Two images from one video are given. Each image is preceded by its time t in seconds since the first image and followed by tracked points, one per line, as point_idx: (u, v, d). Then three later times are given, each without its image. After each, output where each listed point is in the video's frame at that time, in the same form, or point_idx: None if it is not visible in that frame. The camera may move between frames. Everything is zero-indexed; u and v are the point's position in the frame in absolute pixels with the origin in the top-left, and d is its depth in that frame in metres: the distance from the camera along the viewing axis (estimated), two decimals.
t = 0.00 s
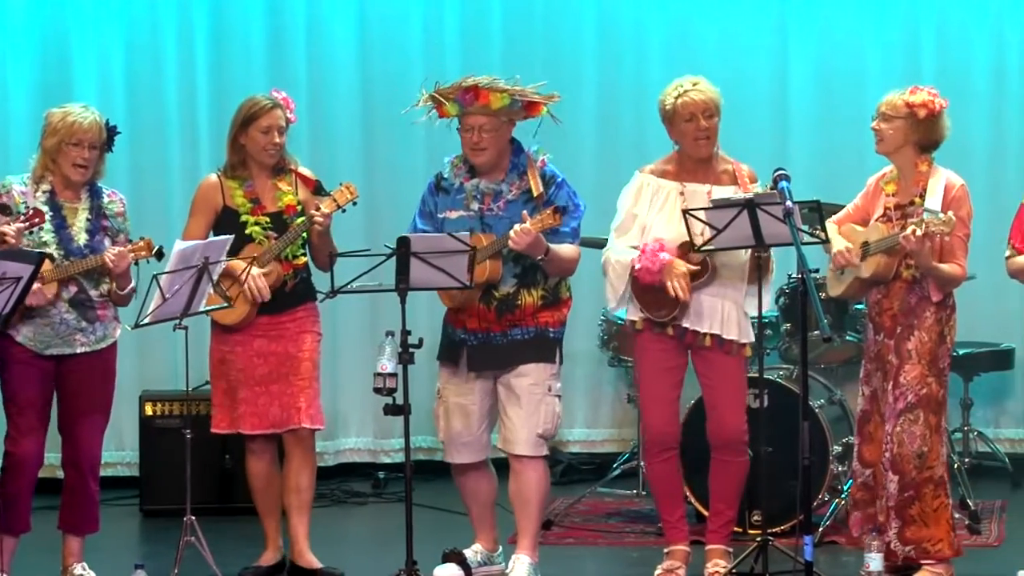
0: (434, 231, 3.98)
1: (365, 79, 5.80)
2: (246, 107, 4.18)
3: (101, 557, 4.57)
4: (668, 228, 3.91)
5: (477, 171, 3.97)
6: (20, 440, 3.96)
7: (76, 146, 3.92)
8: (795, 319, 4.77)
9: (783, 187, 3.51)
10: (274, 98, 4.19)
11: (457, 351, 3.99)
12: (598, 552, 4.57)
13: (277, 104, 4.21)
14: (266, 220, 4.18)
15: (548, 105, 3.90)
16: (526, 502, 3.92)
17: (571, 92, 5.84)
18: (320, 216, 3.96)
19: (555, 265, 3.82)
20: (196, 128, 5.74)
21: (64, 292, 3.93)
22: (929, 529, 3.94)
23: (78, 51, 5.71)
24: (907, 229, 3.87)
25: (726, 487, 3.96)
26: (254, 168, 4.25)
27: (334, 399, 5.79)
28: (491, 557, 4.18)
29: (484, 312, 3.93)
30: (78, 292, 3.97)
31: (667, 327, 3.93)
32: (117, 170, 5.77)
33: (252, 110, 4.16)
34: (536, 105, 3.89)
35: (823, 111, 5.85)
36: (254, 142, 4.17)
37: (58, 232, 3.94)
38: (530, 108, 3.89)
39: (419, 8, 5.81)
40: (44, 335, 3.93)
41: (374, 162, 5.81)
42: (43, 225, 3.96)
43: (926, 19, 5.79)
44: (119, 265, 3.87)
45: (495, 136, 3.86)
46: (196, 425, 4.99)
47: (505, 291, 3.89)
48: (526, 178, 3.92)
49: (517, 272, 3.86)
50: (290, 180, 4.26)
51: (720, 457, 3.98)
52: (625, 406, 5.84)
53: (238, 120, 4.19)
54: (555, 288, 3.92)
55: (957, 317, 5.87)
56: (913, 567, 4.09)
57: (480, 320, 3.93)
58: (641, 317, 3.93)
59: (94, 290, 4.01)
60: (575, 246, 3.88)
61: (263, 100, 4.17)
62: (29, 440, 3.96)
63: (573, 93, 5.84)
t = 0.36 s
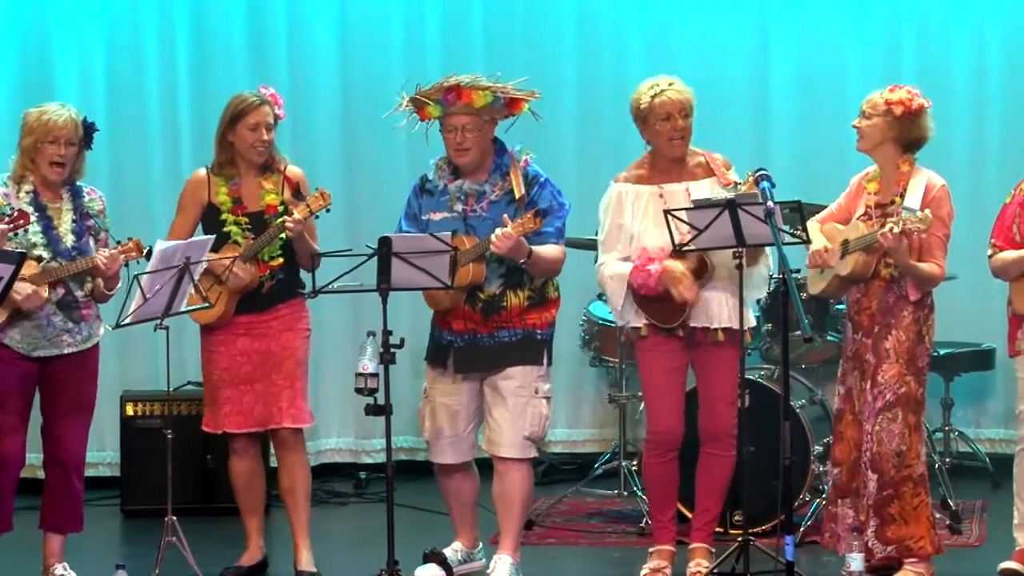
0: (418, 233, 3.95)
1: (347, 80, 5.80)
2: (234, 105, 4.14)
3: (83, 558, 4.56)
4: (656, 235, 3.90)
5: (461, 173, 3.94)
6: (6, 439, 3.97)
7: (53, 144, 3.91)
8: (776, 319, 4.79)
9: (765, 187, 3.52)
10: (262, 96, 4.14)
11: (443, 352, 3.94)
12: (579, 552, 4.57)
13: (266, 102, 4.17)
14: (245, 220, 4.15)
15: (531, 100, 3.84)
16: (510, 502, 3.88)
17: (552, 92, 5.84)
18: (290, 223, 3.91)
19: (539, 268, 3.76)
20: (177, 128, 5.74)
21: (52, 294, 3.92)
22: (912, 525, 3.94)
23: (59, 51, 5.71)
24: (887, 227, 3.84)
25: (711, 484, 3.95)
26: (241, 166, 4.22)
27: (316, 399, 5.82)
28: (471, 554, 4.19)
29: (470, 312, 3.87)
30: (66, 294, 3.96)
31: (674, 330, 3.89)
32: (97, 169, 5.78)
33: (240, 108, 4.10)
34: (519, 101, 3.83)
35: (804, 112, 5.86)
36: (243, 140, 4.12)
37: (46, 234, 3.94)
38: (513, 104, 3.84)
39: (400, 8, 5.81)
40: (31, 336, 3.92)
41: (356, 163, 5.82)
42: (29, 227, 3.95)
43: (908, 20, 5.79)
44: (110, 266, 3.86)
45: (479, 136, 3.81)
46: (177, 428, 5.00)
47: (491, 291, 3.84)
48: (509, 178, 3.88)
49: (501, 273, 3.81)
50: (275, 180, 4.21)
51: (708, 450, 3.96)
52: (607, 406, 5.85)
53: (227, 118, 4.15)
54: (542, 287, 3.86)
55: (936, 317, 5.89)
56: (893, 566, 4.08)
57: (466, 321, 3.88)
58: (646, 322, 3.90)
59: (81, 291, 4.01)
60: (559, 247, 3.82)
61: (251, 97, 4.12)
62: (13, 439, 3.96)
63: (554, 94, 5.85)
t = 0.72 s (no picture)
0: (397, 223, 3.94)
1: (330, 79, 5.80)
2: (239, 112, 4.05)
3: (67, 559, 4.54)
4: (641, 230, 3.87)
5: (440, 161, 3.93)
6: None
7: (32, 144, 3.90)
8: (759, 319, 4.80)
9: (749, 186, 3.49)
10: (267, 102, 4.05)
11: (425, 342, 3.94)
12: (562, 552, 4.57)
13: (272, 109, 4.09)
14: (245, 228, 4.06)
15: (509, 85, 3.86)
16: (494, 502, 3.86)
17: (536, 92, 5.85)
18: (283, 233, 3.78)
19: (523, 253, 3.74)
20: (161, 128, 5.77)
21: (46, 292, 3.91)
22: (899, 522, 3.93)
23: (43, 51, 5.75)
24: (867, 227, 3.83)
25: (691, 485, 3.93)
26: (247, 173, 4.12)
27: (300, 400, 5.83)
28: (451, 551, 4.18)
29: (452, 300, 3.86)
30: (58, 292, 3.95)
31: (658, 326, 3.87)
32: (80, 170, 5.80)
33: (245, 115, 4.02)
34: (498, 85, 3.85)
35: (787, 111, 5.87)
36: (247, 149, 4.03)
37: (39, 231, 3.91)
38: (493, 89, 3.86)
39: (384, 6, 5.81)
40: (26, 336, 3.90)
41: (339, 162, 5.82)
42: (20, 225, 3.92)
43: (891, 19, 5.80)
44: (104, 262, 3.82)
45: (459, 121, 3.81)
46: (161, 428, 5.00)
47: (472, 278, 3.83)
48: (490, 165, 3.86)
49: (482, 259, 3.80)
50: (279, 189, 4.10)
51: (689, 451, 3.94)
52: (591, 406, 5.87)
53: (232, 126, 4.06)
54: (523, 276, 3.85)
55: (918, 317, 5.90)
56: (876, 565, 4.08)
57: (447, 309, 3.87)
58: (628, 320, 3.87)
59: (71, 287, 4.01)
60: (542, 233, 3.81)
61: (256, 105, 4.04)
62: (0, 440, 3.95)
63: (538, 93, 5.85)
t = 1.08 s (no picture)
0: (371, 216, 3.88)
1: (314, 78, 5.80)
2: (245, 102, 3.97)
3: (51, 559, 4.53)
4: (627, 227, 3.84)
5: (417, 156, 3.91)
6: None
7: (22, 140, 3.86)
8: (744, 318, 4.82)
9: (731, 187, 3.48)
10: (276, 95, 3.97)
11: (397, 336, 3.91)
12: (546, 552, 4.57)
13: (280, 102, 4.00)
14: (245, 220, 3.98)
15: (491, 77, 3.88)
16: (474, 502, 3.87)
17: (520, 92, 5.86)
18: (282, 233, 3.69)
19: (508, 250, 3.78)
20: (144, 126, 5.78)
21: (33, 293, 3.89)
22: (887, 519, 3.91)
23: (26, 50, 5.76)
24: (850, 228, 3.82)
25: (670, 486, 3.91)
26: (249, 164, 4.03)
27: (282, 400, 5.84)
28: (436, 554, 4.18)
29: (428, 295, 3.87)
30: (45, 292, 3.94)
31: (621, 321, 3.87)
32: (65, 170, 5.81)
33: (249, 105, 3.94)
34: (480, 79, 3.88)
35: (771, 111, 5.87)
36: (249, 139, 3.94)
37: (29, 231, 3.88)
38: (474, 83, 3.89)
39: (368, 6, 5.81)
40: (10, 337, 3.89)
41: (323, 161, 5.82)
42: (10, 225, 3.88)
43: (875, 19, 5.81)
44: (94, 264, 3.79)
45: (445, 113, 3.82)
46: (145, 428, 5.00)
47: (450, 272, 3.84)
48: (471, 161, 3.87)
49: (463, 254, 3.82)
50: (280, 184, 4.02)
51: (666, 452, 3.93)
52: (575, 406, 5.87)
53: (235, 115, 3.98)
54: (497, 273, 3.88)
55: (902, 318, 5.92)
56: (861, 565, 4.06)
57: (423, 304, 3.86)
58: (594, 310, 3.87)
59: (56, 288, 4.00)
60: (522, 232, 3.87)
61: (263, 96, 3.96)
62: None
63: (522, 94, 5.86)
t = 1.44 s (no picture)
0: (347, 215, 3.86)
1: (298, 79, 5.80)
2: (233, 105, 3.97)
3: (35, 560, 4.52)
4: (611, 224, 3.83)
5: (393, 157, 3.90)
6: None
7: (9, 143, 3.83)
8: (728, 319, 4.85)
9: (715, 187, 3.46)
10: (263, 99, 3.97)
11: (375, 335, 3.89)
12: (530, 552, 4.57)
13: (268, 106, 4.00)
14: (230, 222, 3.97)
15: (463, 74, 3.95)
16: (457, 502, 3.88)
17: (503, 93, 5.86)
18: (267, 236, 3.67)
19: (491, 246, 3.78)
20: (127, 127, 5.77)
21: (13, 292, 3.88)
22: (870, 522, 3.88)
23: (9, 51, 5.75)
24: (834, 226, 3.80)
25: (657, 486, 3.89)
26: (234, 167, 4.03)
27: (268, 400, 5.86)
28: (420, 556, 4.12)
29: (408, 293, 3.87)
30: (25, 291, 3.92)
31: (608, 321, 3.87)
32: (50, 171, 5.81)
33: (237, 107, 3.93)
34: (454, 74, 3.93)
35: (754, 111, 5.88)
36: (234, 142, 3.94)
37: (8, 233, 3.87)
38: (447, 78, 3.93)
39: (352, 7, 5.81)
40: None
41: (307, 160, 5.82)
42: None
43: (859, 20, 5.82)
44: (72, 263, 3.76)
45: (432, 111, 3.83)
46: (129, 428, 5.01)
47: (431, 270, 3.85)
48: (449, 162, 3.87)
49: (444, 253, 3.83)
50: (266, 188, 4.01)
51: (656, 453, 3.91)
52: (558, 407, 5.92)
53: (223, 116, 3.97)
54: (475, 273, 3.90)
55: (885, 318, 5.92)
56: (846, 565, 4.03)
57: (402, 302, 3.86)
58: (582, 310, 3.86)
59: (39, 288, 3.97)
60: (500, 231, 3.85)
61: (251, 99, 3.95)
62: None
63: (505, 95, 5.86)
